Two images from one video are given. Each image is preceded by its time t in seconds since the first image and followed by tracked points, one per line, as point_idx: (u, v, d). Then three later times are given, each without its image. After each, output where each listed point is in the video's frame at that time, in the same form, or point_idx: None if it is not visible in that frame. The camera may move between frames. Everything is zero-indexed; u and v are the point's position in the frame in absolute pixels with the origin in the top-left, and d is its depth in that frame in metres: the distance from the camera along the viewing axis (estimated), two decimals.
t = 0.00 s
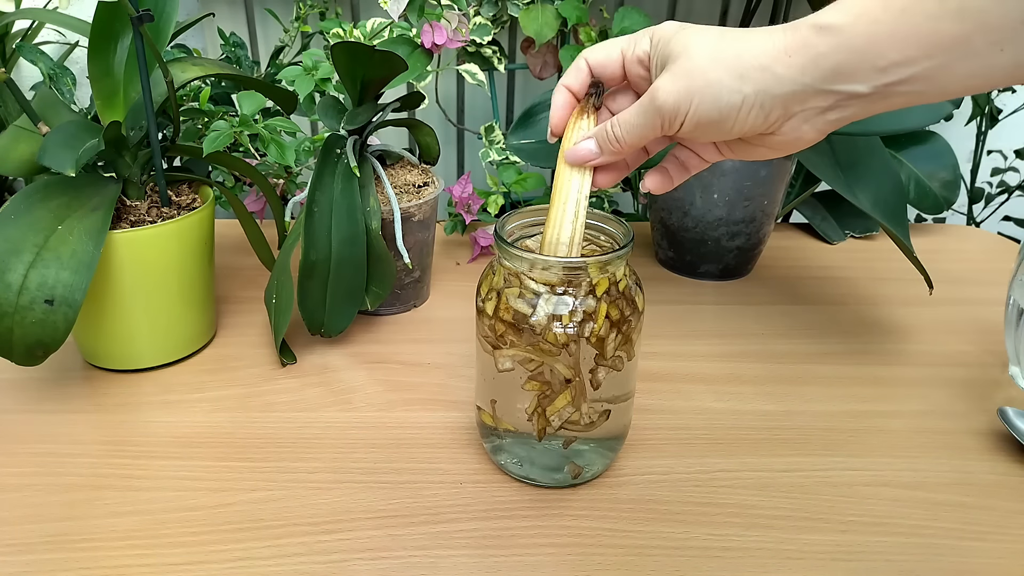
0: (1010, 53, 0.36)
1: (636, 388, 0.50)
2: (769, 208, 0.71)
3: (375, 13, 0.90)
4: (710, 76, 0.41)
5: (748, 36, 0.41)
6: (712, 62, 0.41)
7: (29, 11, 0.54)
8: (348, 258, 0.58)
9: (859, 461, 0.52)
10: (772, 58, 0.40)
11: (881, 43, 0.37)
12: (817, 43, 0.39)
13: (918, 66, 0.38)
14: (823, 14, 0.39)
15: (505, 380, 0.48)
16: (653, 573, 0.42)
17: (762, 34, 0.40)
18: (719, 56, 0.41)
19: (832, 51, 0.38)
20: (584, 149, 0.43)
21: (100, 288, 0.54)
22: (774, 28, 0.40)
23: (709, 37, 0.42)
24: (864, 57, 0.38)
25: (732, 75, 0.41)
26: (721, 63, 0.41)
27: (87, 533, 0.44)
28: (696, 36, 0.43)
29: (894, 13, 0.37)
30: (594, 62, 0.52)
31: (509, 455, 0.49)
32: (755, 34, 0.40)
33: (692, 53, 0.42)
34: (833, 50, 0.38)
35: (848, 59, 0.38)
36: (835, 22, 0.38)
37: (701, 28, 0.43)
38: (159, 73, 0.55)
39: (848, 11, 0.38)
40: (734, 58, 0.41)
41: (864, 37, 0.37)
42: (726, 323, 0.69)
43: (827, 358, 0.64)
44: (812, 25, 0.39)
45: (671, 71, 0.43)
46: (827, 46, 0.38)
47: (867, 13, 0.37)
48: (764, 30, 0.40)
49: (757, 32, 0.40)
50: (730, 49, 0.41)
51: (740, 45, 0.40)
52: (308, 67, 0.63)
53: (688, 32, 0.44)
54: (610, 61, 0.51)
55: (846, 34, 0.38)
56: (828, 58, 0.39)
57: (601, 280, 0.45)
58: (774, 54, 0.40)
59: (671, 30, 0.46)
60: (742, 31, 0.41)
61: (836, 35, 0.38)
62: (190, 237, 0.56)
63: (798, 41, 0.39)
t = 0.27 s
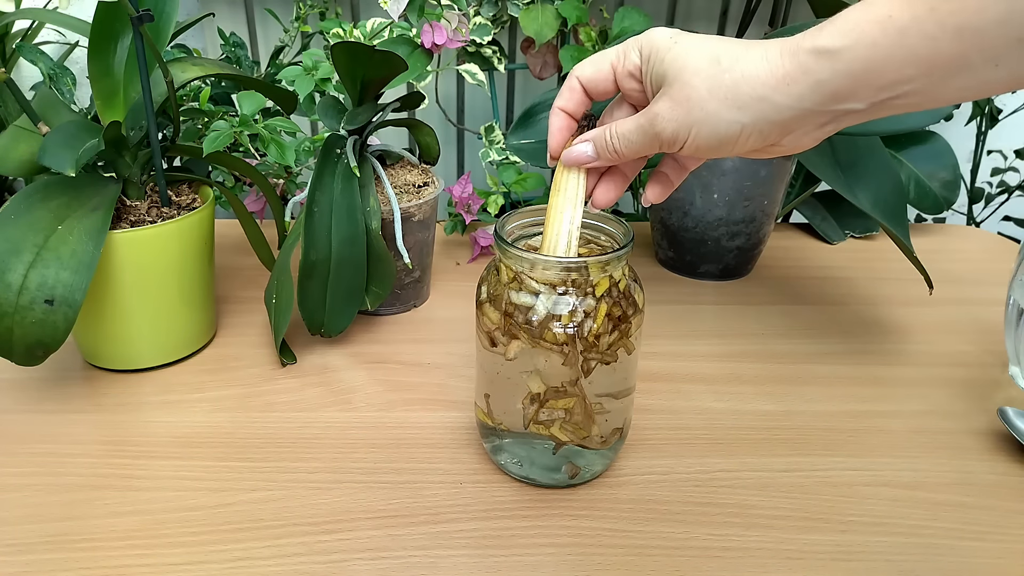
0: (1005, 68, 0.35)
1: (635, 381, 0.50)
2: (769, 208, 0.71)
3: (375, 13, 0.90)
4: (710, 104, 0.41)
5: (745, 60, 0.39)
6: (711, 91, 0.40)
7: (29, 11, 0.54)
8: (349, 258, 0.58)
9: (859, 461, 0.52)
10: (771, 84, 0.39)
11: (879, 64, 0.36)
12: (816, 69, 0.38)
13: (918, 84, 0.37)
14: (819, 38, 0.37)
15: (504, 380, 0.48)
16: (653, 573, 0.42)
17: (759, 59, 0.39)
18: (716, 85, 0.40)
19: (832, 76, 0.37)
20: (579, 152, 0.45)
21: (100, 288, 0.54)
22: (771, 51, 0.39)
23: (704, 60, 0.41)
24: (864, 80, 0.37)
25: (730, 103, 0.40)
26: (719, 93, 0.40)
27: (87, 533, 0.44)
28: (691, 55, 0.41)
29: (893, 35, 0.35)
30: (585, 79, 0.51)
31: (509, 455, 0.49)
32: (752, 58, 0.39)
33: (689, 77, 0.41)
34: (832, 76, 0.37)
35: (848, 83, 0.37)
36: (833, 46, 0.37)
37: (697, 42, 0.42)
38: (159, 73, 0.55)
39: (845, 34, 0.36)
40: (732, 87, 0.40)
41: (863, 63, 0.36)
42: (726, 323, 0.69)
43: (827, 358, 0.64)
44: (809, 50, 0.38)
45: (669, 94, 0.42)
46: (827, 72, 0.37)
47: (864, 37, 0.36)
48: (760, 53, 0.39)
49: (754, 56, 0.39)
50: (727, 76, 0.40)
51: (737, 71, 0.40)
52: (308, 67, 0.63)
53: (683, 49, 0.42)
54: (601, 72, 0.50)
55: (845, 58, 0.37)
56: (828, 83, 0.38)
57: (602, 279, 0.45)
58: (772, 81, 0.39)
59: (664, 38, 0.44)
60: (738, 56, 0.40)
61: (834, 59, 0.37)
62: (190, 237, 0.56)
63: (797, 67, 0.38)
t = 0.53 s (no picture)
0: (1004, 76, 0.35)
1: (637, 375, 0.50)
2: (769, 208, 0.71)
3: (375, 12, 0.90)
4: (711, 119, 0.41)
5: (744, 74, 0.40)
6: (712, 106, 0.41)
7: (29, 11, 0.54)
8: (349, 258, 0.58)
9: (859, 461, 0.52)
10: (772, 96, 0.39)
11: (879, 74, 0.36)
12: (816, 80, 0.38)
13: (919, 92, 0.36)
14: (819, 49, 0.37)
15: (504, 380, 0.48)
16: (652, 573, 0.42)
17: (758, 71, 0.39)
18: (717, 100, 0.40)
19: (833, 86, 0.37)
20: (584, 170, 0.45)
21: (100, 289, 0.54)
22: (770, 64, 0.39)
23: (703, 74, 0.41)
24: (865, 89, 0.37)
25: (731, 116, 0.41)
26: (719, 108, 0.40)
27: (87, 533, 0.44)
28: (690, 69, 0.41)
29: (892, 45, 0.35)
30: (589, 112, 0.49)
31: (509, 455, 0.49)
32: (751, 71, 0.39)
33: (689, 92, 0.41)
34: (833, 86, 0.37)
35: (848, 92, 0.37)
36: (833, 57, 0.37)
37: (695, 54, 0.42)
38: (159, 73, 0.55)
39: (844, 45, 0.36)
40: (732, 101, 0.40)
41: (863, 73, 0.36)
42: (726, 323, 0.69)
43: (827, 358, 0.64)
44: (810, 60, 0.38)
45: (670, 110, 0.42)
46: (827, 82, 0.37)
47: (864, 47, 0.36)
48: (760, 66, 0.39)
49: (754, 71, 0.39)
50: (727, 90, 0.40)
51: (737, 85, 0.40)
52: (308, 66, 0.63)
53: (680, 62, 0.42)
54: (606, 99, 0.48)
55: (846, 69, 0.37)
56: (829, 93, 0.38)
57: (602, 279, 0.45)
58: (773, 93, 0.39)
59: (661, 49, 0.44)
60: (738, 69, 0.40)
61: (834, 69, 0.37)
62: (190, 237, 0.56)
63: (797, 78, 0.38)
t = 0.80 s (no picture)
0: (1008, 84, 0.34)
1: (638, 368, 0.49)
2: (769, 208, 0.71)
3: (375, 12, 0.90)
4: (714, 138, 0.41)
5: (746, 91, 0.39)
6: (715, 125, 0.41)
7: (29, 11, 0.54)
8: (348, 258, 0.58)
9: (859, 461, 0.52)
10: (776, 114, 0.39)
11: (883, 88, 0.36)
12: (819, 97, 0.38)
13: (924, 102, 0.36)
14: (822, 66, 0.37)
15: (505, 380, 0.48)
16: (652, 573, 0.42)
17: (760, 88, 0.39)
18: (720, 118, 0.40)
19: (837, 103, 0.37)
20: (589, 178, 0.46)
21: (100, 288, 0.54)
22: (773, 81, 0.39)
23: (705, 92, 0.40)
24: (870, 102, 0.37)
25: (734, 134, 0.40)
26: (723, 126, 0.40)
27: (87, 533, 0.44)
28: (691, 85, 0.41)
29: (897, 60, 0.35)
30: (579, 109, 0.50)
31: (509, 455, 0.49)
32: (754, 89, 0.39)
33: (690, 110, 0.41)
34: (837, 102, 0.37)
35: (852, 107, 0.37)
36: (837, 75, 0.37)
37: (695, 68, 0.41)
38: (159, 73, 0.55)
39: (848, 62, 0.36)
40: (736, 121, 0.40)
41: (868, 89, 0.36)
42: (727, 323, 0.69)
43: (827, 358, 0.64)
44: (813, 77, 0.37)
45: (671, 126, 0.42)
46: (831, 100, 0.37)
47: (868, 63, 0.36)
48: (762, 84, 0.39)
49: (756, 88, 0.39)
50: (730, 109, 0.40)
51: (739, 104, 0.40)
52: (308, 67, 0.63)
53: (681, 76, 0.42)
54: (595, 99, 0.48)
55: (850, 84, 0.37)
56: (833, 108, 0.38)
57: (601, 279, 0.45)
58: (776, 110, 0.39)
59: (660, 58, 0.43)
60: (740, 87, 0.39)
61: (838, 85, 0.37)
62: (190, 237, 0.56)
63: (799, 95, 0.38)
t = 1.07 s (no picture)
0: (995, 104, 0.35)
1: (639, 366, 0.49)
2: (770, 209, 0.71)
3: (375, 12, 0.90)
4: (703, 151, 0.41)
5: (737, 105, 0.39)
6: (704, 138, 0.41)
7: (29, 11, 0.54)
8: (348, 258, 0.58)
9: (859, 461, 0.52)
10: (765, 130, 0.39)
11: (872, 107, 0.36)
12: (809, 115, 0.38)
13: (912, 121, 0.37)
14: (813, 84, 0.37)
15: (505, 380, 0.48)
16: (653, 573, 0.42)
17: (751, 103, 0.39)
18: (709, 134, 0.40)
19: (826, 122, 0.38)
20: (580, 200, 0.46)
21: (100, 288, 0.54)
22: (765, 97, 0.39)
23: (698, 104, 0.40)
24: (859, 121, 0.37)
25: (723, 149, 0.41)
26: (712, 142, 0.40)
27: (87, 533, 0.44)
28: (684, 96, 0.41)
29: (887, 79, 0.35)
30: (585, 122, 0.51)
31: (509, 455, 0.49)
32: (745, 104, 0.39)
33: (682, 122, 0.41)
34: (827, 121, 0.37)
35: (841, 126, 0.38)
36: (827, 94, 0.37)
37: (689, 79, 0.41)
38: (159, 73, 0.55)
39: (839, 81, 0.36)
40: (725, 135, 0.40)
41: (857, 109, 0.36)
42: (727, 323, 0.69)
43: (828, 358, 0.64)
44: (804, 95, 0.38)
45: (661, 137, 0.43)
46: (820, 119, 0.38)
47: (858, 82, 0.36)
48: (754, 98, 0.39)
49: (746, 105, 0.39)
50: (720, 124, 0.40)
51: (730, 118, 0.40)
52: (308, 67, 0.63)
53: (676, 86, 0.42)
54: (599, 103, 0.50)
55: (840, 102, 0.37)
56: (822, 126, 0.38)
57: (602, 278, 0.45)
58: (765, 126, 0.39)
59: (658, 65, 0.43)
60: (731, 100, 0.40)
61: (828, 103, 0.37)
62: (190, 237, 0.56)
63: (789, 114, 0.38)
